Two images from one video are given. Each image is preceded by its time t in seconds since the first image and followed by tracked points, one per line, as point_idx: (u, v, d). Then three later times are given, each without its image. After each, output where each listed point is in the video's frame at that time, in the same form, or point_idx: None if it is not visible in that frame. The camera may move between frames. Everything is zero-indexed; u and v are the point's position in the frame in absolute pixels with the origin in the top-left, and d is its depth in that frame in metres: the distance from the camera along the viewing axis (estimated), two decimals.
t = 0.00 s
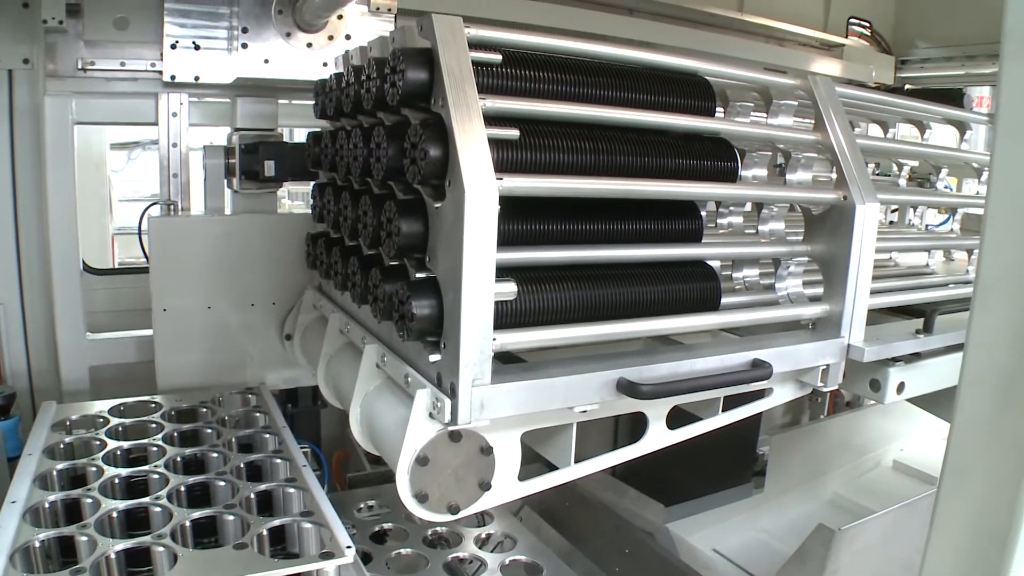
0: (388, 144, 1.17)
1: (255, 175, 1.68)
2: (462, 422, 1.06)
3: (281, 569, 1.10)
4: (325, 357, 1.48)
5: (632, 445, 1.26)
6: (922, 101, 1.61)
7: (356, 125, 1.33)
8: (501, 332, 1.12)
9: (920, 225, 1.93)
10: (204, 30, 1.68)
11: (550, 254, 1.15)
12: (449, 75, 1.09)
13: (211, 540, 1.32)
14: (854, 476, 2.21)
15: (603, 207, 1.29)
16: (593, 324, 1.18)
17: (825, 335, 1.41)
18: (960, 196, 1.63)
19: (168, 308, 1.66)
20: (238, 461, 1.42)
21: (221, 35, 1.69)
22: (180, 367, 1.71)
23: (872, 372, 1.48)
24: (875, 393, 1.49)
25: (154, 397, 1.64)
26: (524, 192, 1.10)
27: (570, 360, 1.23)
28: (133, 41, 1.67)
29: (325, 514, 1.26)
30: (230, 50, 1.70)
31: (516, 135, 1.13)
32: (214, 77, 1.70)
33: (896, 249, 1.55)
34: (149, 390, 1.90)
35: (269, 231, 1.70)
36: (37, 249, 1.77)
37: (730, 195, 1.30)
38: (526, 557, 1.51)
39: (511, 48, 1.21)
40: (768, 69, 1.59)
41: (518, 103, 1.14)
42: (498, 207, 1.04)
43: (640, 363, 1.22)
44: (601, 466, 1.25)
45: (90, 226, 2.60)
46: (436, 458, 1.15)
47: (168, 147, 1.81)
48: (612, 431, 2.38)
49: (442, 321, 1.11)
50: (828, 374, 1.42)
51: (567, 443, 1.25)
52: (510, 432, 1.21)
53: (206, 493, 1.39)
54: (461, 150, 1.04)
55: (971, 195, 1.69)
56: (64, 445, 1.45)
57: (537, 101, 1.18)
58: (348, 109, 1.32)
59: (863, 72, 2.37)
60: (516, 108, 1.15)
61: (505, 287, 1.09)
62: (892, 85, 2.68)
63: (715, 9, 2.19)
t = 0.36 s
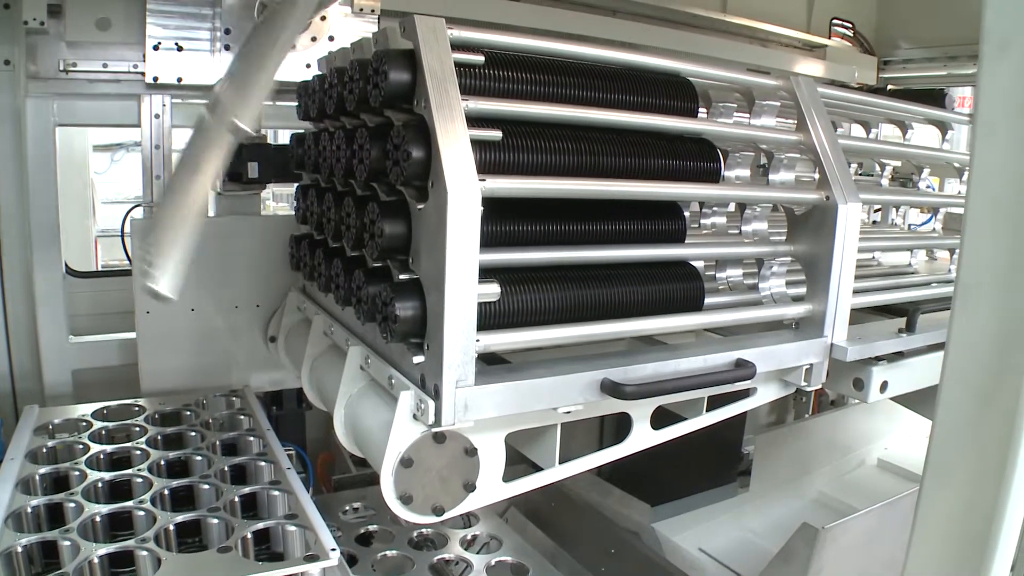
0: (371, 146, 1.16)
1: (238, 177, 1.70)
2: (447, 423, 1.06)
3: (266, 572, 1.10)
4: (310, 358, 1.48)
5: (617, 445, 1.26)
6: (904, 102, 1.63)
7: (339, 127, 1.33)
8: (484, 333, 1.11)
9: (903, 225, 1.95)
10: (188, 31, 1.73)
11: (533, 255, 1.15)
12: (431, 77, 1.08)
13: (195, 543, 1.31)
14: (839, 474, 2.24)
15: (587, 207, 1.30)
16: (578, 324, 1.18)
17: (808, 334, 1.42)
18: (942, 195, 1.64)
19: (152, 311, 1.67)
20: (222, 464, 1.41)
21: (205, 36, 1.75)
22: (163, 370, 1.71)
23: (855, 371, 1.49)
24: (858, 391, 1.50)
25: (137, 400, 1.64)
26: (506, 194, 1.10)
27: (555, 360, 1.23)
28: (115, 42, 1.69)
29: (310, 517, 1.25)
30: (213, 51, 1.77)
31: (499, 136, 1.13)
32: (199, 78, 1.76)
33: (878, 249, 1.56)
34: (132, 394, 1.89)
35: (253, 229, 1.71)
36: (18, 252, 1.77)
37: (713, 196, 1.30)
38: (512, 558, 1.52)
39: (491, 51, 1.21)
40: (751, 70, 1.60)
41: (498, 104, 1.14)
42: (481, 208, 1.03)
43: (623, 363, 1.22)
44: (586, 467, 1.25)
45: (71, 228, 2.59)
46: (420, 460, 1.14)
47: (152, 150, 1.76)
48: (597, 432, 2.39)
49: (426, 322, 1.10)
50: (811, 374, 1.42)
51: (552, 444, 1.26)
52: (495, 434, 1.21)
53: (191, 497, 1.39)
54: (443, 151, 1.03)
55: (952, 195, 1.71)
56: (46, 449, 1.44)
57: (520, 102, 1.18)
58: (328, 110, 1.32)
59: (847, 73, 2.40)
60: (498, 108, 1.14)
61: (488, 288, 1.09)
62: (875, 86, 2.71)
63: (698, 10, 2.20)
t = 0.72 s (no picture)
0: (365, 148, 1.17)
1: (231, 178, 1.72)
2: (439, 424, 1.05)
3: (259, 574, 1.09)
4: (303, 360, 1.49)
5: (611, 446, 1.26)
6: (896, 103, 1.63)
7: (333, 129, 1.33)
8: (476, 335, 1.11)
9: (895, 226, 1.96)
10: (179, 32, 1.71)
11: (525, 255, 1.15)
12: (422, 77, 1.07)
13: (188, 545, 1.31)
14: (833, 474, 2.25)
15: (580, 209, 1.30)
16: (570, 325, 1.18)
17: (801, 334, 1.42)
18: (934, 196, 1.65)
19: (144, 312, 1.67)
20: (215, 466, 1.41)
21: (197, 38, 1.73)
22: (158, 371, 1.72)
23: (848, 371, 1.49)
24: (851, 391, 1.50)
25: (130, 402, 1.64)
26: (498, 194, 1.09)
27: (547, 361, 1.23)
28: (107, 44, 1.69)
29: (303, 519, 1.25)
30: (206, 52, 1.74)
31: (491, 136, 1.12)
32: (190, 79, 1.74)
33: (870, 250, 1.57)
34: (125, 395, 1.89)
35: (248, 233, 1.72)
36: (9, 254, 1.76)
37: (705, 196, 1.30)
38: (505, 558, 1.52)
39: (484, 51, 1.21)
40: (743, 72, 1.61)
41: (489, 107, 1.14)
42: (474, 210, 1.03)
43: (616, 364, 1.22)
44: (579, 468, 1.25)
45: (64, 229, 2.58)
46: (414, 461, 1.14)
47: (144, 151, 1.78)
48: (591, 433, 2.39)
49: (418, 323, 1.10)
50: (804, 374, 1.43)
51: (545, 445, 1.25)
52: (489, 435, 1.21)
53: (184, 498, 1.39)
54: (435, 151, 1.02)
55: (943, 195, 1.71)
56: (38, 452, 1.44)
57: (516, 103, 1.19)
58: (324, 111, 1.33)
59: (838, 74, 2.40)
60: (488, 110, 1.14)
61: (480, 289, 1.09)
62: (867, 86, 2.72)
63: (691, 11, 2.21)
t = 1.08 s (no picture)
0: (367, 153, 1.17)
1: (229, 179, 1.72)
2: (436, 426, 1.05)
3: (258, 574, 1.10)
4: (301, 361, 1.49)
5: (608, 448, 1.25)
6: (894, 104, 1.63)
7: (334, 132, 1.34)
8: (474, 337, 1.10)
9: (893, 226, 1.96)
10: (202, 34, 1.73)
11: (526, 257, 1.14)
12: (420, 77, 1.06)
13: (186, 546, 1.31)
14: (832, 475, 2.25)
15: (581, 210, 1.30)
16: (569, 326, 1.18)
17: (799, 336, 1.42)
18: (932, 197, 1.65)
19: (142, 314, 1.68)
20: (213, 467, 1.41)
21: (219, 41, 1.75)
22: (155, 372, 1.72)
23: (847, 372, 1.49)
24: (849, 392, 1.50)
25: (129, 403, 1.64)
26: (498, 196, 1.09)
27: (546, 362, 1.23)
28: (106, 45, 1.69)
29: (302, 521, 1.25)
30: (227, 54, 1.76)
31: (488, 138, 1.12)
32: (212, 81, 1.75)
33: (869, 250, 1.57)
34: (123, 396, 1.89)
35: (247, 234, 1.72)
36: (7, 256, 1.76)
37: (704, 198, 1.30)
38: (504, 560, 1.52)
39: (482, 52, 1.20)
40: (742, 73, 1.61)
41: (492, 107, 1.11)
42: (471, 212, 1.03)
43: (615, 366, 1.22)
44: (578, 470, 1.25)
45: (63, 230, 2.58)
46: (412, 463, 1.14)
47: (144, 152, 1.79)
48: (589, 434, 2.40)
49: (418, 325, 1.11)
50: (803, 375, 1.43)
51: (544, 447, 1.26)
52: (487, 437, 1.21)
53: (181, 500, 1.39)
54: (433, 155, 1.02)
55: (942, 196, 1.71)
56: (37, 453, 1.44)
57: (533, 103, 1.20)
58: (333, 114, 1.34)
59: (836, 75, 2.40)
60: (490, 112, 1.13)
61: (479, 291, 1.09)
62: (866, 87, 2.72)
63: (689, 12, 2.21)
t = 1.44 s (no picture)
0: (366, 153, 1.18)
1: (227, 180, 1.72)
2: (434, 427, 1.05)
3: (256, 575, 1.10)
4: (299, 362, 1.49)
5: (606, 449, 1.25)
6: (892, 105, 1.64)
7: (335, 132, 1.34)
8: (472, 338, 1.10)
9: (892, 226, 1.96)
10: (265, 42, 1.80)
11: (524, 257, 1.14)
12: (419, 78, 1.06)
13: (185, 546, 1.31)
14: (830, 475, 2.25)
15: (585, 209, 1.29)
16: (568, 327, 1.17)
17: (797, 336, 1.42)
18: (930, 197, 1.65)
19: (141, 315, 1.67)
20: (211, 468, 1.42)
21: (279, 46, 1.82)
22: (153, 373, 1.72)
23: (845, 372, 1.50)
24: (847, 393, 1.50)
25: (127, 404, 1.64)
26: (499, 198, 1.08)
27: (544, 363, 1.23)
28: (103, 46, 1.69)
29: (300, 522, 1.25)
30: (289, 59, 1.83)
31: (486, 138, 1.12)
32: (274, 84, 1.83)
33: (867, 251, 1.57)
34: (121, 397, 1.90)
35: (245, 236, 1.73)
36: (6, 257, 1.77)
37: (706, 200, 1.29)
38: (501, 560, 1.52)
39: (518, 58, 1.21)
40: (739, 73, 1.61)
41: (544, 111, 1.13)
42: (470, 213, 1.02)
43: (613, 366, 1.22)
44: (576, 471, 1.25)
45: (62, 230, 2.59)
46: (411, 464, 1.14)
47: (142, 153, 1.81)
48: (587, 434, 2.40)
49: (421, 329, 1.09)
50: (801, 376, 1.43)
51: (542, 447, 1.26)
52: (485, 438, 1.21)
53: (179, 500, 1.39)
54: (431, 156, 1.02)
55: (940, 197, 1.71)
56: (35, 453, 1.44)
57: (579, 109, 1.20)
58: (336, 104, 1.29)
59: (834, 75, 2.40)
60: (544, 118, 1.14)
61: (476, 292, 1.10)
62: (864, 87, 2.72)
63: (687, 13, 2.22)
